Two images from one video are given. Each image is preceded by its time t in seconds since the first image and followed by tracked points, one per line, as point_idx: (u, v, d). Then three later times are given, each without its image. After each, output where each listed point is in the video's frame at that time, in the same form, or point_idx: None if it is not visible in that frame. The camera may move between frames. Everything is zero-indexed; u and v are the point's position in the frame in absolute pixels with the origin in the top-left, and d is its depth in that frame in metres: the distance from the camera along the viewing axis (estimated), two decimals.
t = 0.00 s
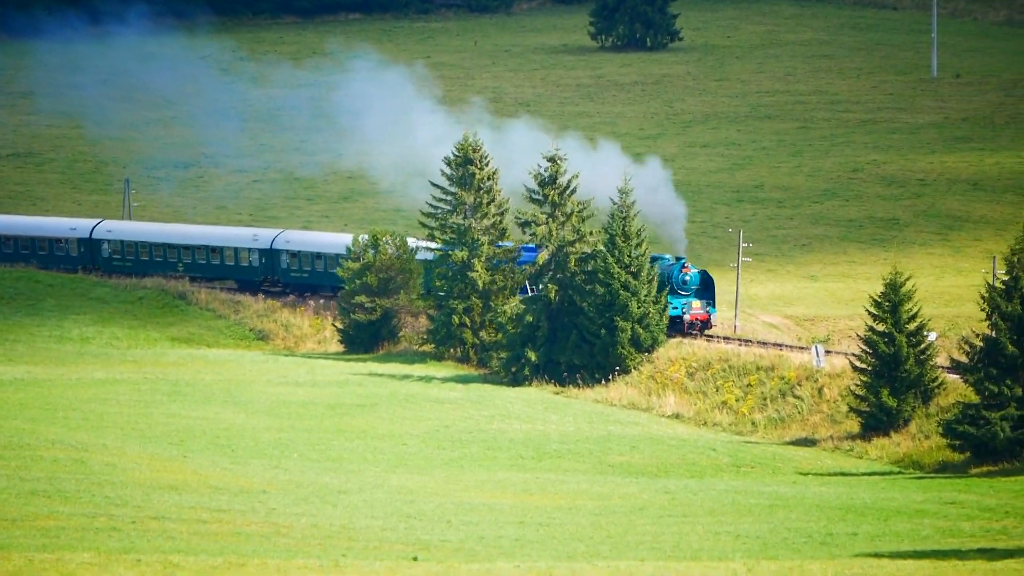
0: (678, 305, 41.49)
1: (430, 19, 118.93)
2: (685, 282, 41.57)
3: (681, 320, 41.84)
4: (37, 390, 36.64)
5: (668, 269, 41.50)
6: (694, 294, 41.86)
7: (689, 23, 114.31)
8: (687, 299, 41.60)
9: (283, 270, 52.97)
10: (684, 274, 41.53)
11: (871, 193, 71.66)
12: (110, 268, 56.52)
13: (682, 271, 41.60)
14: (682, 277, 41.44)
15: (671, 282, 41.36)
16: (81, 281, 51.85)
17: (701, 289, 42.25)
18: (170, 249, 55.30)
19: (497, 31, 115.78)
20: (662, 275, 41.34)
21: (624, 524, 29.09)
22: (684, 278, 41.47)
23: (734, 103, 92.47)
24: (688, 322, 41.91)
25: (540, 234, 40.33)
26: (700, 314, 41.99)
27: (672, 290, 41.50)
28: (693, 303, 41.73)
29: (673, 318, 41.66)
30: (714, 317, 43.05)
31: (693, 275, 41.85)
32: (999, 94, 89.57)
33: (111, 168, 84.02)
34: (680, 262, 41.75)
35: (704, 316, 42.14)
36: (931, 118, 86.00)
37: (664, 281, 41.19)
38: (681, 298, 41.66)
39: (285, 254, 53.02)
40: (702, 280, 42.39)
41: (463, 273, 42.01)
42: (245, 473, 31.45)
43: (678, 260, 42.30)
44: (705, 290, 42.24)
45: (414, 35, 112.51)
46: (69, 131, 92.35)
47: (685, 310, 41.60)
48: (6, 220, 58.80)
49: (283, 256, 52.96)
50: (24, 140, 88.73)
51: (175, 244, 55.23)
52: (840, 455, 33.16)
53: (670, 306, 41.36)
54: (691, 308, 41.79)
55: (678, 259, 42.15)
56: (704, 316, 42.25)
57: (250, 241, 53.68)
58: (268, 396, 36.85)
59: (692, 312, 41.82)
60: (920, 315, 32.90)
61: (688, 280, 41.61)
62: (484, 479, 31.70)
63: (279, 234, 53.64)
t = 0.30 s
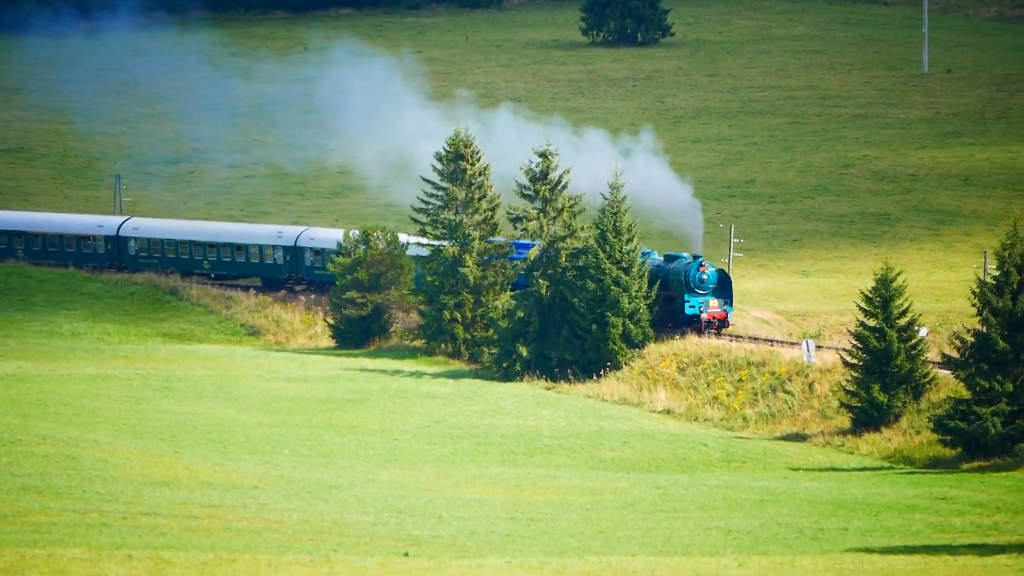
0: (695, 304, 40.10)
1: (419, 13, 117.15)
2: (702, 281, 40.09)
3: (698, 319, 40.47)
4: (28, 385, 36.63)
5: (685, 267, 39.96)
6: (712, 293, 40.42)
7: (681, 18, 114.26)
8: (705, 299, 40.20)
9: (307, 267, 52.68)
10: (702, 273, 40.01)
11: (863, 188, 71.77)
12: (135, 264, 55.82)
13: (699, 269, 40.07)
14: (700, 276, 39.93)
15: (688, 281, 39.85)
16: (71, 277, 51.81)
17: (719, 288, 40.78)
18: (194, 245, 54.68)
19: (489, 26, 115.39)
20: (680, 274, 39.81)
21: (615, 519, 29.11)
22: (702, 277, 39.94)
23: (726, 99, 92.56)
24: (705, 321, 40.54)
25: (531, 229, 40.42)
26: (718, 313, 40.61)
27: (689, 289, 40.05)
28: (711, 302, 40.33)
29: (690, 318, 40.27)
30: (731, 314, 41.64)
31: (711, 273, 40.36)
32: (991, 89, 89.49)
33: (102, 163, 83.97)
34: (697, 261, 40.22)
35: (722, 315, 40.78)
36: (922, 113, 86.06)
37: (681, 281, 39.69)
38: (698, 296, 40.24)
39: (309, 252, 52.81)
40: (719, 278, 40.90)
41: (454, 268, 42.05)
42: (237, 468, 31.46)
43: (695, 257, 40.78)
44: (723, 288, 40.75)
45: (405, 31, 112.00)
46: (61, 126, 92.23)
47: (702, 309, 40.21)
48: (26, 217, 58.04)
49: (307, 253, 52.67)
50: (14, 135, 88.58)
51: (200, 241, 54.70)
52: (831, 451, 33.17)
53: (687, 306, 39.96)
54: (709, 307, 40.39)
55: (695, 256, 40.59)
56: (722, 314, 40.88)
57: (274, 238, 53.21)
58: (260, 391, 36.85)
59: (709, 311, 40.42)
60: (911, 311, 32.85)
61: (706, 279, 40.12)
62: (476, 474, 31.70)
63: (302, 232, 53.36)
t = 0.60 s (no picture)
0: (701, 305, 39.73)
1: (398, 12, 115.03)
2: (708, 282, 39.75)
3: (703, 320, 40.14)
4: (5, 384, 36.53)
5: (691, 268, 39.58)
6: (717, 294, 40.12)
7: (661, 17, 113.95)
8: (710, 299, 39.87)
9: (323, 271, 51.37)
10: (708, 274, 39.67)
11: (842, 186, 71.86)
12: (151, 265, 55.00)
13: (705, 270, 39.73)
14: (706, 277, 39.59)
15: (694, 282, 39.47)
16: (51, 276, 51.72)
17: (724, 289, 40.48)
18: (208, 245, 53.54)
19: (469, 23, 114.63)
20: (686, 275, 39.42)
21: (594, 517, 29.16)
22: (708, 278, 39.62)
23: (705, 98, 92.46)
24: (709, 323, 40.22)
25: (512, 227, 40.62)
26: (723, 314, 40.32)
27: (695, 290, 39.65)
28: (716, 303, 40.02)
29: (695, 319, 39.91)
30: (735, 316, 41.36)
31: (716, 274, 40.04)
32: (969, 87, 89.61)
33: (81, 160, 83.71)
34: (703, 261, 39.87)
35: (727, 317, 40.48)
36: (901, 111, 86.12)
37: (687, 282, 39.30)
38: (704, 297, 39.90)
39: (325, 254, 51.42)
40: (724, 279, 40.58)
41: (434, 266, 42.24)
42: (216, 466, 31.45)
43: (699, 258, 40.44)
44: (728, 289, 40.46)
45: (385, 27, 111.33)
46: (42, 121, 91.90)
47: (708, 311, 39.87)
48: (40, 216, 57.46)
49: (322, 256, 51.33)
50: None
51: (213, 241, 53.48)
52: (810, 449, 33.22)
53: (693, 306, 39.57)
54: (714, 309, 40.08)
55: (700, 257, 40.26)
56: (727, 316, 40.56)
57: (287, 238, 51.91)
58: (239, 389, 36.83)
59: (715, 312, 40.16)
60: (890, 308, 32.98)
61: (711, 280, 39.80)
62: (455, 472, 31.72)
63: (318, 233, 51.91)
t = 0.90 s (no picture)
0: (699, 306, 39.99)
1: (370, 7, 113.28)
2: (706, 282, 39.96)
3: (701, 320, 40.35)
4: None
5: (689, 268, 39.85)
6: (715, 294, 40.31)
7: (632, 14, 113.13)
8: (709, 300, 40.08)
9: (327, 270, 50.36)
10: (706, 274, 39.89)
11: (814, 184, 71.86)
12: (157, 266, 54.06)
13: (702, 270, 39.96)
14: (704, 277, 39.82)
15: (692, 282, 39.73)
16: (23, 274, 51.62)
17: (723, 289, 40.65)
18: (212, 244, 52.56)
19: (441, 20, 113.04)
20: (683, 275, 39.69)
21: (566, 514, 29.12)
22: (706, 278, 39.84)
23: (676, 94, 91.72)
24: (708, 323, 40.45)
25: (484, 224, 40.44)
26: (721, 315, 40.47)
27: (693, 290, 39.95)
28: (715, 303, 40.21)
29: (692, 319, 40.19)
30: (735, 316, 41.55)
31: (715, 274, 40.19)
32: (941, 85, 89.49)
33: (51, 157, 83.15)
34: (701, 261, 40.11)
35: (725, 317, 40.62)
36: (873, 108, 85.95)
37: (685, 282, 39.58)
38: (701, 298, 40.16)
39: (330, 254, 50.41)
40: (724, 279, 40.73)
41: (406, 263, 42.51)
42: (188, 464, 31.40)
43: (698, 258, 40.67)
44: (727, 289, 40.65)
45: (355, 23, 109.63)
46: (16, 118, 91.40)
47: (705, 311, 40.11)
48: (49, 216, 56.60)
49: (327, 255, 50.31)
50: None
51: (219, 241, 52.43)
52: (782, 445, 33.26)
53: (691, 307, 39.85)
54: (713, 309, 40.26)
55: (699, 257, 40.48)
56: (726, 316, 40.72)
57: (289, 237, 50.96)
58: (212, 386, 36.81)
59: (714, 313, 40.31)
60: (861, 305, 33.06)
61: (710, 280, 40.00)
62: (427, 469, 31.69)
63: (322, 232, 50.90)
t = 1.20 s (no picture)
0: (690, 306, 39.23)
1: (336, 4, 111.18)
2: (697, 282, 39.18)
3: (692, 322, 39.52)
4: None
5: (680, 268, 39.11)
6: (707, 295, 39.51)
7: (598, 12, 112.12)
8: (700, 300, 39.32)
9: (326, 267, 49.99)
10: (697, 274, 39.15)
11: (779, 181, 71.90)
12: (158, 266, 53.85)
13: (694, 270, 39.24)
14: (696, 277, 39.08)
15: (683, 282, 38.97)
16: None
17: (715, 290, 39.90)
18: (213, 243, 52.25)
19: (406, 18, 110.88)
20: (674, 275, 38.95)
21: (532, 512, 29.11)
22: (697, 279, 39.08)
23: (642, 92, 90.84)
24: (699, 324, 39.60)
25: (449, 222, 40.71)
26: (713, 316, 39.59)
27: (684, 290, 39.18)
28: (707, 304, 39.41)
29: (683, 320, 39.39)
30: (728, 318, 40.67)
31: (706, 275, 39.43)
32: (906, 83, 89.46)
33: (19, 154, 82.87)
34: (693, 261, 39.37)
35: (718, 318, 39.74)
36: (839, 106, 86.01)
37: (675, 282, 38.83)
38: (692, 299, 39.39)
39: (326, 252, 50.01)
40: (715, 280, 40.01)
41: (371, 260, 42.53)
42: (153, 462, 31.38)
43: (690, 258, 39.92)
44: (718, 290, 39.82)
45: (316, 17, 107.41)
46: None
47: (697, 312, 39.31)
48: (52, 216, 56.53)
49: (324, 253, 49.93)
50: None
51: (219, 240, 52.13)
52: (749, 443, 33.29)
53: (681, 307, 39.12)
54: (704, 310, 39.44)
55: (690, 258, 39.73)
56: (718, 317, 39.81)
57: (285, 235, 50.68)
58: (177, 384, 36.87)
59: (705, 313, 39.50)
60: (827, 303, 33.13)
61: (701, 281, 39.24)
62: (393, 467, 31.71)
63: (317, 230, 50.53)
